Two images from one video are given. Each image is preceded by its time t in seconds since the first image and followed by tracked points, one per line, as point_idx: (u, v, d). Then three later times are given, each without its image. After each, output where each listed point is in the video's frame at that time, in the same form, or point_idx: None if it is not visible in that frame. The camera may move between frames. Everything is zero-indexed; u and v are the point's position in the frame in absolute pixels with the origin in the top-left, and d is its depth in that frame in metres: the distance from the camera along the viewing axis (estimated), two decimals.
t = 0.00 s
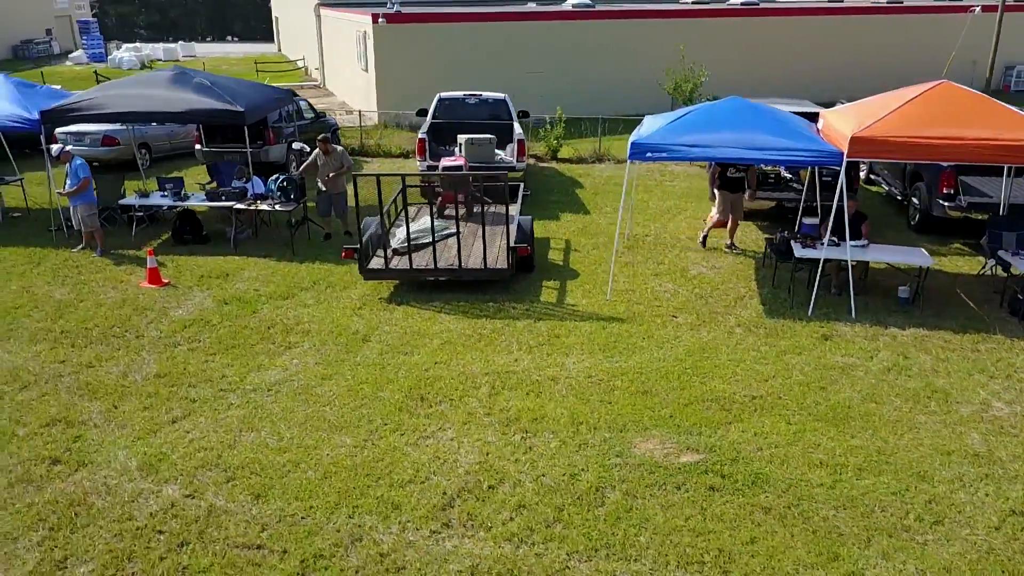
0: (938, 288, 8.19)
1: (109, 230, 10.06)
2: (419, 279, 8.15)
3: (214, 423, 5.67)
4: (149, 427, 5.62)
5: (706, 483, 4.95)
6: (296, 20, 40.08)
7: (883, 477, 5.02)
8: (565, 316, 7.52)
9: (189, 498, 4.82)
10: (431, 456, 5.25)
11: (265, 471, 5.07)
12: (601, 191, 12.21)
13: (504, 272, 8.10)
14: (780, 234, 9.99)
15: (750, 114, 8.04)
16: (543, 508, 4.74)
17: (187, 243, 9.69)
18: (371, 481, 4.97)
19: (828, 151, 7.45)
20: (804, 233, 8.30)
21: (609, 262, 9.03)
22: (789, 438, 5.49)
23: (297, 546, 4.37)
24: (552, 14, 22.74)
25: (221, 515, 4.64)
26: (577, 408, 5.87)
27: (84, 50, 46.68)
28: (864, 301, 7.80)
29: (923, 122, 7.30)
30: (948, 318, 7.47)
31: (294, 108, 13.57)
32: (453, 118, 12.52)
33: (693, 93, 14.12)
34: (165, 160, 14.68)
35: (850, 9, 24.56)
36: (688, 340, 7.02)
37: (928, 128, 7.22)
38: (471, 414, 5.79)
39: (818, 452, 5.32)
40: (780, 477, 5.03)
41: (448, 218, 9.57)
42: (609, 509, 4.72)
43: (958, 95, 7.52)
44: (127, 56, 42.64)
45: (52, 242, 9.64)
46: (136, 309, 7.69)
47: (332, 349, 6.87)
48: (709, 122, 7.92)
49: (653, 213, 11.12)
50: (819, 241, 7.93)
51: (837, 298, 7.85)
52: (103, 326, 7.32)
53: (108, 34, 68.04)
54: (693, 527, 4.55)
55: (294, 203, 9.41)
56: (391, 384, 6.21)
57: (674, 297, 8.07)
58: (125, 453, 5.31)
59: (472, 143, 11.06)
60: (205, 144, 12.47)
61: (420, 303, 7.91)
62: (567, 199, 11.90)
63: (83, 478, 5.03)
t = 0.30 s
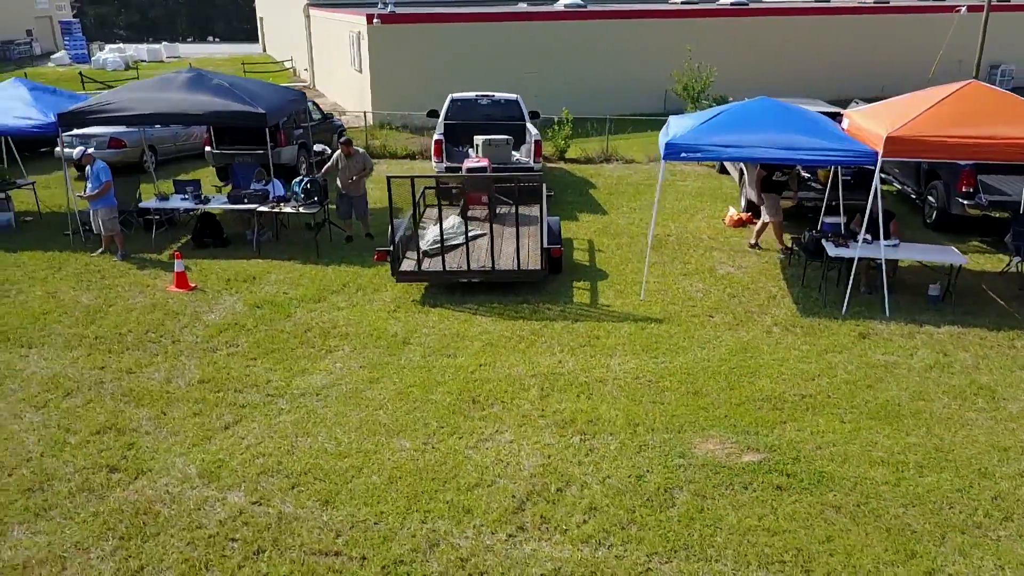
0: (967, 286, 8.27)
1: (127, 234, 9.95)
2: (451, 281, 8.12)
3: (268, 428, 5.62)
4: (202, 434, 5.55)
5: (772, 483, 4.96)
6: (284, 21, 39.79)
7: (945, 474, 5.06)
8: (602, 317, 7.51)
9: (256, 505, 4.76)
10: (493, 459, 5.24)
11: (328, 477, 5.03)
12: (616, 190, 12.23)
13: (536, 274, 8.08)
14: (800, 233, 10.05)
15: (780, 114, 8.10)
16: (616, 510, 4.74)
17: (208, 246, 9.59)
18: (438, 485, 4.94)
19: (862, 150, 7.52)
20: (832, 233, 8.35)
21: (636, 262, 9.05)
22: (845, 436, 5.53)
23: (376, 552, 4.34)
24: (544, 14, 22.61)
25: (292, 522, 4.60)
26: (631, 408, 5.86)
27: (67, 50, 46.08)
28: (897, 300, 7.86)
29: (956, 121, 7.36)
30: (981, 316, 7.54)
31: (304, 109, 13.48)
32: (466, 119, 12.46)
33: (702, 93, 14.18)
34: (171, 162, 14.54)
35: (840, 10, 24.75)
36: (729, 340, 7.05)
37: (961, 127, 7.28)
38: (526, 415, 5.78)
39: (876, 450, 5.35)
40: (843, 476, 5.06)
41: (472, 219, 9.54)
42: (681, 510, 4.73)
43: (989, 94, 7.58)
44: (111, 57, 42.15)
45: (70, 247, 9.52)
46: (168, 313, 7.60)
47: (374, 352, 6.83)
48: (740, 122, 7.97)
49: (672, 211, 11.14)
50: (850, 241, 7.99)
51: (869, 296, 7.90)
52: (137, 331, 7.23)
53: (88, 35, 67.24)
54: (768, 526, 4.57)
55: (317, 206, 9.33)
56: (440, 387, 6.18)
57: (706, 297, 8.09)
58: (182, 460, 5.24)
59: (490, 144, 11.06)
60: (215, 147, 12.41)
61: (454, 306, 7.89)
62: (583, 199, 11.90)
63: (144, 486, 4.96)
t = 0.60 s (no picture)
0: (996, 284, 8.35)
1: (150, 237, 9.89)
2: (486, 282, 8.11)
3: (325, 430, 5.61)
4: (260, 437, 5.53)
5: (836, 480, 5.01)
6: (276, 21, 39.59)
7: (1004, 471, 5.12)
8: (640, 317, 7.54)
9: (326, 508, 4.75)
10: (556, 459, 5.25)
11: (394, 479, 5.03)
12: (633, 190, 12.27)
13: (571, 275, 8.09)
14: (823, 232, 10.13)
15: (812, 115, 8.17)
16: (686, 509, 4.77)
17: (233, 248, 9.55)
18: (505, 486, 4.95)
19: (899, 150, 7.56)
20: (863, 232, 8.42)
21: (665, 262, 9.08)
22: (900, 433, 5.58)
23: (455, 553, 4.34)
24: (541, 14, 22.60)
25: (365, 524, 4.60)
26: (684, 408, 5.89)
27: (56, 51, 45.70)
28: (930, 298, 7.93)
29: (988, 122, 7.47)
30: (1014, 313, 7.62)
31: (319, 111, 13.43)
32: (482, 120, 12.46)
33: (713, 93, 14.25)
34: (181, 164, 14.45)
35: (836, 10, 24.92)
36: (770, 339, 7.10)
37: (994, 128, 7.40)
38: (582, 416, 5.80)
39: (933, 447, 5.40)
40: (904, 473, 5.10)
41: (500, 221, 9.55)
42: (750, 508, 4.77)
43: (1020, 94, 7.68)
44: (102, 58, 41.83)
45: (94, 251, 9.45)
46: (204, 316, 7.57)
47: (418, 354, 6.82)
48: (773, 123, 8.03)
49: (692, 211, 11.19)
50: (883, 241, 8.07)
51: (903, 295, 7.97)
52: (176, 333, 7.19)
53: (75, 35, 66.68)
54: (839, 523, 4.61)
55: (345, 208, 9.31)
56: (491, 388, 6.19)
57: (740, 296, 8.14)
58: (244, 463, 5.23)
59: (510, 145, 11.08)
60: (231, 148, 12.36)
61: (490, 307, 7.89)
62: (601, 199, 11.93)
63: (209, 489, 4.94)
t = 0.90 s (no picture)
0: None
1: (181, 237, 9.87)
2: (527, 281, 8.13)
3: (391, 429, 5.63)
4: (327, 435, 5.55)
5: (905, 475, 5.07)
6: (274, 21, 39.49)
7: None
8: (684, 315, 7.59)
9: (405, 506, 4.77)
10: (625, 456, 5.30)
11: (468, 476, 5.05)
12: (656, 190, 12.32)
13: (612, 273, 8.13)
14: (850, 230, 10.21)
15: (851, 113, 8.23)
16: (762, 503, 4.82)
17: (266, 249, 9.53)
18: (580, 483, 4.98)
19: (940, 148, 7.62)
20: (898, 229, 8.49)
21: (699, 261, 9.13)
22: (960, 428, 5.65)
23: (543, 549, 4.38)
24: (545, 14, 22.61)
25: (448, 521, 4.62)
26: (743, 405, 5.94)
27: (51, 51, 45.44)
28: (968, 295, 8.01)
29: None
30: None
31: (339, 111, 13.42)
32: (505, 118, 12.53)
33: (731, 93, 14.33)
34: (198, 164, 14.41)
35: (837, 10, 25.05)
36: (816, 336, 7.16)
37: None
38: (644, 413, 5.84)
39: (994, 441, 5.47)
40: (971, 467, 5.17)
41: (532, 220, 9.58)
42: (826, 502, 4.83)
43: None
44: (99, 59, 41.62)
45: (127, 252, 9.43)
46: (249, 315, 7.57)
47: (469, 353, 6.85)
48: (813, 120, 8.09)
49: (718, 210, 11.25)
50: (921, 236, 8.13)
51: (941, 292, 8.04)
52: (225, 333, 7.19)
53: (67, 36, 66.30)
54: (915, 516, 4.67)
55: (380, 208, 9.33)
56: (549, 386, 6.22)
57: (780, 293, 8.20)
58: (315, 462, 5.24)
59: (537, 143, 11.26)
60: (253, 148, 12.31)
61: (532, 306, 7.91)
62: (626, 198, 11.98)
63: (285, 488, 4.96)
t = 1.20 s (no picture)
0: None
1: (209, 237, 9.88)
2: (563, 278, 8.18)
3: (449, 424, 5.67)
4: (386, 431, 5.59)
5: (962, 465, 5.16)
6: (271, 22, 39.39)
7: None
8: (722, 312, 7.66)
9: (476, 499, 4.81)
10: (684, 449, 5.36)
11: (533, 469, 5.11)
12: (675, 188, 12.40)
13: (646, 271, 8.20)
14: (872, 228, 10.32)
15: (882, 110, 8.34)
16: (826, 494, 4.89)
17: (295, 248, 9.54)
18: (645, 476, 5.04)
19: (972, 145, 7.78)
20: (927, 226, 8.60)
21: (728, 258, 9.20)
22: (1009, 420, 5.74)
23: (618, 540, 4.43)
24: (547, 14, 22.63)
25: (520, 514, 4.66)
26: (793, 399, 6.02)
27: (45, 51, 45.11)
28: (998, 290, 8.11)
29: None
30: None
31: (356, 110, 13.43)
32: (523, 118, 12.61)
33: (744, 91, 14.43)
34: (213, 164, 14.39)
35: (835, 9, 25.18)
36: (854, 331, 7.24)
37: None
38: (697, 407, 5.91)
39: None
40: None
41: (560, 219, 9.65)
42: (889, 492, 4.90)
43: None
44: (93, 60, 41.32)
45: (157, 252, 9.42)
46: (289, 313, 7.59)
47: (514, 349, 6.90)
48: (845, 117, 8.20)
49: (739, 207, 11.33)
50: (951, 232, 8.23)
51: (972, 288, 8.15)
52: (268, 331, 7.21)
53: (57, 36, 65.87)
54: (979, 506, 4.75)
55: (410, 208, 9.37)
56: (600, 381, 6.27)
57: (812, 289, 8.29)
58: (378, 457, 5.27)
59: (559, 143, 11.27)
60: (271, 148, 12.26)
61: (569, 303, 7.97)
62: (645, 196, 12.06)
63: (353, 483, 4.99)
